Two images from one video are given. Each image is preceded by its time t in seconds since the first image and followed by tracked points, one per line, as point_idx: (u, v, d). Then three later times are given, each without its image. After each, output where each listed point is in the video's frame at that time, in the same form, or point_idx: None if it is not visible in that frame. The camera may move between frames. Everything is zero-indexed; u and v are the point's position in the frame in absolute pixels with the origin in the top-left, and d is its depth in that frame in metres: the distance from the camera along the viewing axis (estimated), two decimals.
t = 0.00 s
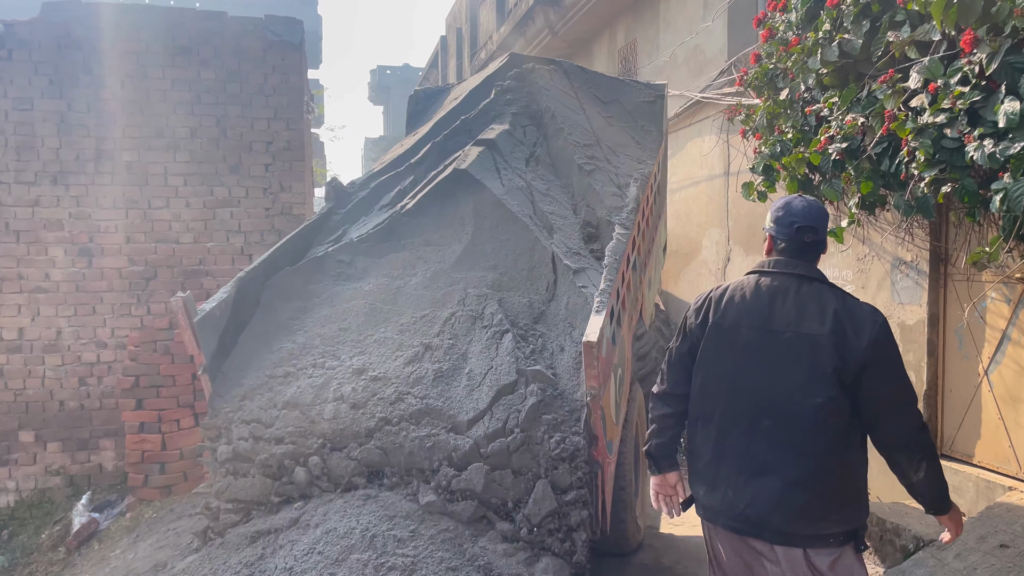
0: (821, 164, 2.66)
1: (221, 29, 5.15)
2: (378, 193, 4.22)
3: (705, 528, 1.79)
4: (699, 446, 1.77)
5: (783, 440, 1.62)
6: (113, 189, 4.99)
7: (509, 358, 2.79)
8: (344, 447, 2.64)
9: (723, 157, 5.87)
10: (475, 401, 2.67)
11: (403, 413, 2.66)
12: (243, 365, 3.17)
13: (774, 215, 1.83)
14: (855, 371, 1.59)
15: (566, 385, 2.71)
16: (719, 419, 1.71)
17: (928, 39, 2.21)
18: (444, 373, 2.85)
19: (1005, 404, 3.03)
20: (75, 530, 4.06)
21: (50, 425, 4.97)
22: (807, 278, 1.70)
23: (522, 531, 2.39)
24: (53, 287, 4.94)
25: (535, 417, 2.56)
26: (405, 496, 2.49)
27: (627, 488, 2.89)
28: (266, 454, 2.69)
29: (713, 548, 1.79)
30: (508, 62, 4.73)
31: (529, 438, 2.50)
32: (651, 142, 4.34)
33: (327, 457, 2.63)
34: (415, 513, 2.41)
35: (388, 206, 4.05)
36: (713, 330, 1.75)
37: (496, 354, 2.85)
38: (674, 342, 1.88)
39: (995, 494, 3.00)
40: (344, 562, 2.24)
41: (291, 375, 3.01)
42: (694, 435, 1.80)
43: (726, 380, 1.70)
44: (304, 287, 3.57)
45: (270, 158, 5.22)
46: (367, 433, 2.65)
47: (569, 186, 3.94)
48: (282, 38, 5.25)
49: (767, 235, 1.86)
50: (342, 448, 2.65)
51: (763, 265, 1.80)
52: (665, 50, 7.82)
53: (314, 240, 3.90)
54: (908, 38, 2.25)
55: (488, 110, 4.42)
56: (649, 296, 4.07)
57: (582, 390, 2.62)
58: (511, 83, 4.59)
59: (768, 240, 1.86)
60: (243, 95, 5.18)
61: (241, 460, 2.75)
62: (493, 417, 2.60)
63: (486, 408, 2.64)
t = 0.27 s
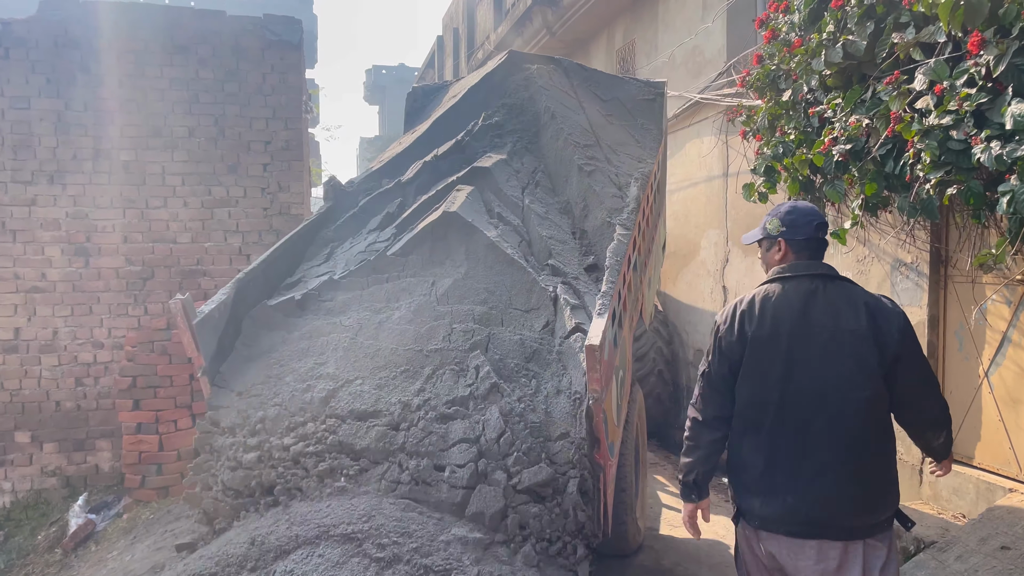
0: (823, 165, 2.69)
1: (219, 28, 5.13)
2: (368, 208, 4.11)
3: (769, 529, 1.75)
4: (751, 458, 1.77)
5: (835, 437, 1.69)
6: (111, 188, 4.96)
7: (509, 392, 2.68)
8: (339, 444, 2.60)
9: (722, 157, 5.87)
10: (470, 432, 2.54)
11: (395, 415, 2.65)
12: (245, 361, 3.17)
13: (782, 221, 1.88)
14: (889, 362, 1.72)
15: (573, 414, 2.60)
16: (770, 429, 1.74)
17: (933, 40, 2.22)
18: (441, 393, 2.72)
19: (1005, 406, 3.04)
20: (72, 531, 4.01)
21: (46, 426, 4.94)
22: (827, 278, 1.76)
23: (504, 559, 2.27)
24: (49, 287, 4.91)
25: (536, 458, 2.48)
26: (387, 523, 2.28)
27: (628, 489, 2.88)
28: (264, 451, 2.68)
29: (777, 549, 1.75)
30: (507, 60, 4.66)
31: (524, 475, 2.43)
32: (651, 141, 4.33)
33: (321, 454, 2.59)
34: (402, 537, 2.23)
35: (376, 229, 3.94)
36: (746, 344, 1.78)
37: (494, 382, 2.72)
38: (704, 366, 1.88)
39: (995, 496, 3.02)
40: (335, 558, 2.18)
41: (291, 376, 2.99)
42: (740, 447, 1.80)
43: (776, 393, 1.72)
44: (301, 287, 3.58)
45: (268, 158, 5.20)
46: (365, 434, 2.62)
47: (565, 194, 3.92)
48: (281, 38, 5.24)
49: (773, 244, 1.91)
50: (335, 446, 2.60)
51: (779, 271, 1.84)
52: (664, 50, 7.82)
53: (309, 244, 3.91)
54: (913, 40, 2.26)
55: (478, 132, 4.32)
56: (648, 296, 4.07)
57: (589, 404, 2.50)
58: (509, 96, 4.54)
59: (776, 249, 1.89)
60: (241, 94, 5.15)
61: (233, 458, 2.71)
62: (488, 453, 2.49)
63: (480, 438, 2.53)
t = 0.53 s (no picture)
0: (825, 168, 2.70)
1: (217, 28, 5.12)
2: (355, 222, 3.92)
3: (809, 528, 1.74)
4: (787, 461, 1.76)
5: (863, 426, 1.73)
6: (107, 189, 4.94)
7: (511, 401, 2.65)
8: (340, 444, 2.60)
9: (720, 160, 5.87)
10: (473, 439, 2.53)
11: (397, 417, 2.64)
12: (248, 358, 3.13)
13: (768, 229, 2.00)
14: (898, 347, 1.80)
15: (570, 413, 2.54)
16: (800, 429, 1.75)
17: (936, 44, 2.24)
18: (445, 396, 2.69)
19: (1004, 409, 3.05)
20: (68, 534, 3.97)
21: (42, 428, 4.91)
22: (822, 273, 1.84)
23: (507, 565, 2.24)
24: (45, 288, 4.89)
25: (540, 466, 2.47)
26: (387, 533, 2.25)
27: (627, 492, 2.86)
28: (262, 452, 2.66)
29: (813, 550, 1.74)
30: (507, 60, 4.58)
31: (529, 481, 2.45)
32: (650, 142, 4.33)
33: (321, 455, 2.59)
34: None
35: (364, 248, 3.74)
36: (773, 347, 1.76)
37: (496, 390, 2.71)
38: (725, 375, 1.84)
39: (995, 499, 3.02)
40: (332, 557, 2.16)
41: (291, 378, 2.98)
42: (775, 453, 1.77)
43: (804, 389, 1.73)
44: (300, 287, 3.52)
45: (266, 158, 5.18)
46: (355, 469, 2.52)
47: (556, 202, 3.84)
48: (279, 38, 5.22)
49: (762, 253, 2.02)
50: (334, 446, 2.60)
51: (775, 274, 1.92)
52: (662, 52, 7.83)
53: (307, 244, 3.82)
54: (915, 43, 2.28)
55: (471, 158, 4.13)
56: (648, 296, 4.09)
57: (591, 406, 2.44)
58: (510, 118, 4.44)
59: (766, 257, 2.01)
60: (239, 95, 5.14)
61: (232, 461, 2.69)
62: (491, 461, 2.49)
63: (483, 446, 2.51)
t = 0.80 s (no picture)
0: (825, 172, 2.71)
1: (215, 29, 5.11)
2: (345, 239, 3.80)
3: (846, 525, 1.86)
4: (829, 459, 1.84)
5: (887, 421, 1.89)
6: (105, 190, 4.92)
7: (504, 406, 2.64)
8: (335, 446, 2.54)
9: (718, 162, 5.88)
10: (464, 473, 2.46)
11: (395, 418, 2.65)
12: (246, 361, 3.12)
13: (785, 231, 2.04)
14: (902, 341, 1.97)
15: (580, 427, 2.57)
16: (843, 425, 1.83)
17: (937, 47, 2.25)
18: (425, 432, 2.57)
19: (1004, 413, 3.05)
20: (64, 537, 3.93)
21: (38, 429, 4.89)
22: (840, 273, 1.96)
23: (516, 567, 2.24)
24: (42, 289, 4.87)
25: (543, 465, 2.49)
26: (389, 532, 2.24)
27: (626, 495, 2.85)
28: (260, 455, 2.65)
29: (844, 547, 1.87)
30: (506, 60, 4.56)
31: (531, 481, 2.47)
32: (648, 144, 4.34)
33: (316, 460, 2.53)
34: None
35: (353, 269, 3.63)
36: (822, 344, 1.82)
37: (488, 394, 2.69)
38: (767, 372, 1.83)
39: (994, 502, 3.02)
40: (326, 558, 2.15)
41: (288, 379, 2.97)
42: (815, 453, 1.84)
43: (847, 385, 1.82)
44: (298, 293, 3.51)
45: (263, 160, 5.17)
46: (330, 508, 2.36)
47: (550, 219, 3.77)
48: (277, 39, 5.22)
49: (779, 253, 2.06)
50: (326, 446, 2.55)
51: (799, 272, 1.99)
52: (660, 54, 7.85)
53: (305, 249, 3.78)
54: (916, 47, 2.29)
55: (456, 181, 4.05)
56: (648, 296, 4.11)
57: (590, 410, 2.35)
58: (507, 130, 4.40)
59: (782, 258, 2.06)
60: (237, 96, 5.13)
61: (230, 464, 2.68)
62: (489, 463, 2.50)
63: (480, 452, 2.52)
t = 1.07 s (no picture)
0: (824, 175, 2.72)
1: (215, 31, 5.11)
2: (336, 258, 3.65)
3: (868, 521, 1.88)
4: (862, 452, 1.86)
5: (908, 418, 1.94)
6: (103, 192, 4.91)
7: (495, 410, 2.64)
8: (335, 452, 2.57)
9: (717, 165, 5.88)
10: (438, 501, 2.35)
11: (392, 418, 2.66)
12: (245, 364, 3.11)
13: (811, 231, 2.05)
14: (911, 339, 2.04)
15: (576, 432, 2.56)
16: (875, 419, 1.86)
17: (936, 51, 2.27)
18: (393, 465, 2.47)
19: (1003, 416, 3.05)
20: (62, 539, 3.91)
21: (36, 432, 4.88)
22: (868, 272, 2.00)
23: (526, 564, 2.22)
24: (40, 291, 4.86)
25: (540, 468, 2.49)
26: (391, 531, 2.18)
27: (625, 497, 2.85)
28: (259, 458, 2.64)
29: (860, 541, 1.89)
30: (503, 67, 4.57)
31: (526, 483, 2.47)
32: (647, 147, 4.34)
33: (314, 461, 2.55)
34: None
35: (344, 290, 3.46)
36: (860, 338, 1.85)
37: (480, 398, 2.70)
38: (808, 363, 1.82)
39: (992, 506, 3.03)
40: (325, 557, 2.12)
41: (286, 381, 2.97)
42: (849, 447, 1.85)
43: (879, 380, 1.86)
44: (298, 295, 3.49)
45: (262, 162, 5.16)
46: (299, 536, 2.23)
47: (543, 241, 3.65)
48: (276, 42, 5.22)
49: (804, 253, 2.07)
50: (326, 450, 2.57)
51: (829, 270, 2.01)
52: (659, 58, 7.86)
53: (304, 252, 3.76)
54: (916, 50, 2.31)
55: (447, 205, 3.88)
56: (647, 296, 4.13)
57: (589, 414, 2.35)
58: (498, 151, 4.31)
59: (808, 258, 2.07)
60: (236, 98, 5.13)
61: (229, 467, 2.68)
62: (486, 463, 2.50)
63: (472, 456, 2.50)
